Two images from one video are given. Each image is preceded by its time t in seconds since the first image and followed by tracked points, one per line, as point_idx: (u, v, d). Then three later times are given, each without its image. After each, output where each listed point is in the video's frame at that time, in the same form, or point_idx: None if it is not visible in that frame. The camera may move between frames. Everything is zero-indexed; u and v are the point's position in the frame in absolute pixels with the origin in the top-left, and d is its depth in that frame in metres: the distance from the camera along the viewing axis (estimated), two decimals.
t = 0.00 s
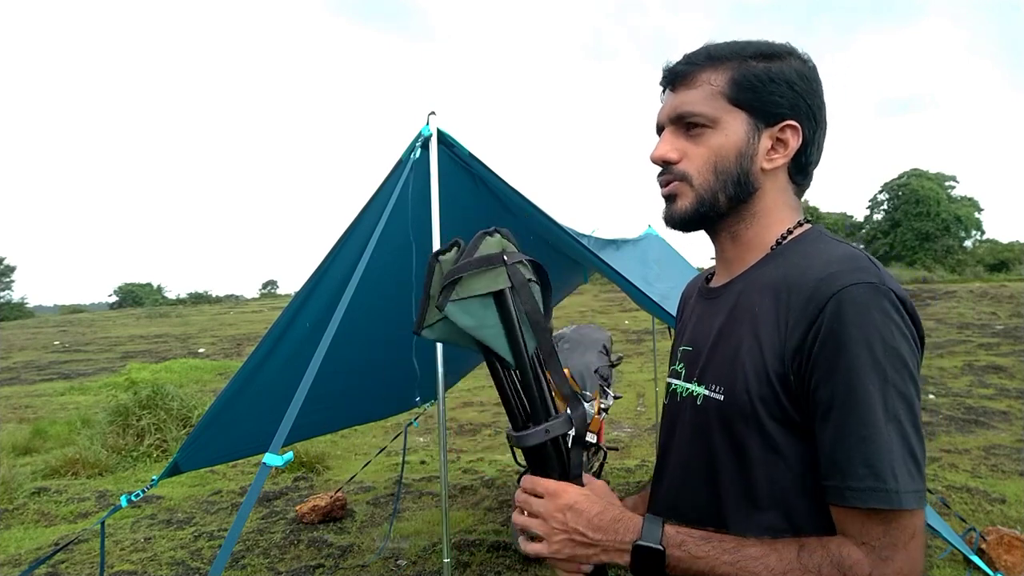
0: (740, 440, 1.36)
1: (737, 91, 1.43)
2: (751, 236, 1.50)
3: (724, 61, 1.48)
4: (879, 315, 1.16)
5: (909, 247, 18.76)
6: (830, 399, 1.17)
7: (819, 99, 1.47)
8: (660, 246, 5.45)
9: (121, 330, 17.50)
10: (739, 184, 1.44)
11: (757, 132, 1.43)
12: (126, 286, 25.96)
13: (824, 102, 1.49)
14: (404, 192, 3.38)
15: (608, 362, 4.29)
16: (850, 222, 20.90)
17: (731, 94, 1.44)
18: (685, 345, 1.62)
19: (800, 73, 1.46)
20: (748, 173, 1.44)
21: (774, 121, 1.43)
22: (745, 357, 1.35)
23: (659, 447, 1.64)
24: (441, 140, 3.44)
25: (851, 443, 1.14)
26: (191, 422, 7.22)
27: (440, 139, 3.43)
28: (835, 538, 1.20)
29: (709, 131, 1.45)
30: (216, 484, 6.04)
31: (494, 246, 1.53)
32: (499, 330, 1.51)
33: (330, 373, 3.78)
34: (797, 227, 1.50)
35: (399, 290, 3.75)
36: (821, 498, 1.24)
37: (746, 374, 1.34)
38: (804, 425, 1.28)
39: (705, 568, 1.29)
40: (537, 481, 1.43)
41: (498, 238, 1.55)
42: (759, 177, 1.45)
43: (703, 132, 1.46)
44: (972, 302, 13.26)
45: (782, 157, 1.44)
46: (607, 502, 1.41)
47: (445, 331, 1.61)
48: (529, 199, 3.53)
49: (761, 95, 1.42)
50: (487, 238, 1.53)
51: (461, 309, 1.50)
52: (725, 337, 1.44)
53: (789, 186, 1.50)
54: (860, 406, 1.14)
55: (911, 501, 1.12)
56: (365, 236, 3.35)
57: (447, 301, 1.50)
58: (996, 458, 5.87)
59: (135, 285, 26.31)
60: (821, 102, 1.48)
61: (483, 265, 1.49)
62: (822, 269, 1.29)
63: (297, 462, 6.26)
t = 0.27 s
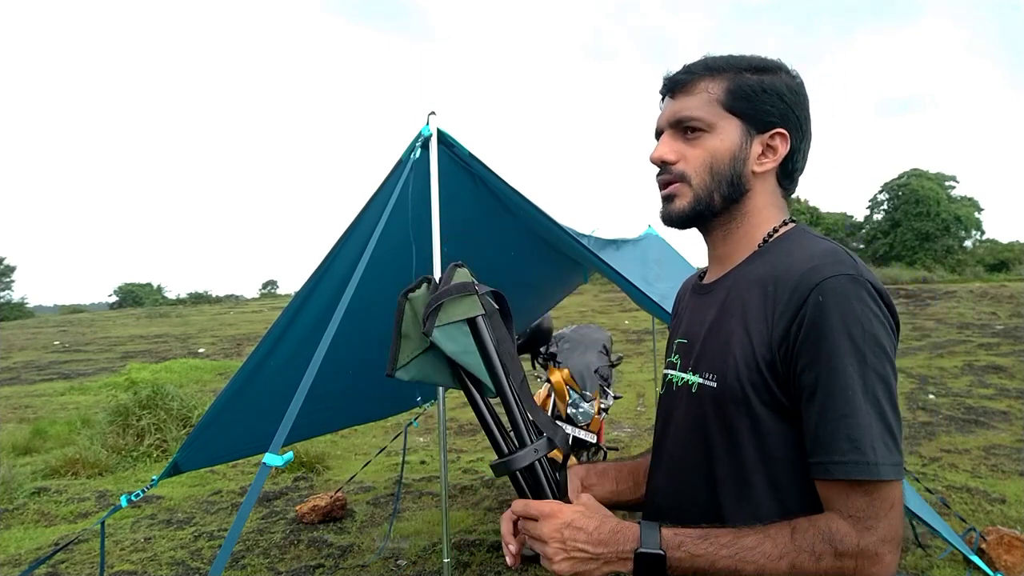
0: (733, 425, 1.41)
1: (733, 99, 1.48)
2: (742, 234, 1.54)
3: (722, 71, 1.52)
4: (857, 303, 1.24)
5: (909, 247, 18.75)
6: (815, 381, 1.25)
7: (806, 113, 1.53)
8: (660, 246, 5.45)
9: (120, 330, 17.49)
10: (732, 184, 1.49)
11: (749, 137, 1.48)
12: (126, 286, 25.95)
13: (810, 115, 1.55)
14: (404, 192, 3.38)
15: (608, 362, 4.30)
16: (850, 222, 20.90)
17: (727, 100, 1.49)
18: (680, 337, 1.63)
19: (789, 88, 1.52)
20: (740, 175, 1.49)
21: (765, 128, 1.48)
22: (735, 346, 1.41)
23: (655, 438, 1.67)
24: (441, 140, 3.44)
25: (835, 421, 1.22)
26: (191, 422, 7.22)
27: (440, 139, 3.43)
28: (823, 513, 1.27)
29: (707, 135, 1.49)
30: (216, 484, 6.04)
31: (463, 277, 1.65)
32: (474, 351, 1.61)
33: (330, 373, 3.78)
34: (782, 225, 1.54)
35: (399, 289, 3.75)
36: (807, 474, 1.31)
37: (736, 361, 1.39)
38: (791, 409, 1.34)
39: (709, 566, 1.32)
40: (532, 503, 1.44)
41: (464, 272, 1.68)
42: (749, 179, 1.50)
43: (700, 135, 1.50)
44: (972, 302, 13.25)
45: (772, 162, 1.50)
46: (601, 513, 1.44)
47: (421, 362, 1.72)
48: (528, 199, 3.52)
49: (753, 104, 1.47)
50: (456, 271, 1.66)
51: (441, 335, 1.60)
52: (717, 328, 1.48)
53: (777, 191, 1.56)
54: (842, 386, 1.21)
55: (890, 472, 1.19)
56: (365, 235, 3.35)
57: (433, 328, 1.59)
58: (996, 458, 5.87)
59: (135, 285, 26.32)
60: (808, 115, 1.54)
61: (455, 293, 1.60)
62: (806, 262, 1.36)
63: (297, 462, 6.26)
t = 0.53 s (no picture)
0: (730, 417, 1.42)
1: (728, 108, 1.49)
2: (737, 239, 1.54)
3: (716, 83, 1.53)
4: (851, 297, 1.26)
5: (909, 247, 18.76)
6: (808, 372, 1.26)
7: (798, 121, 1.54)
8: (660, 247, 5.45)
9: (121, 330, 17.50)
10: (727, 190, 1.49)
11: (743, 145, 1.49)
12: (126, 286, 25.96)
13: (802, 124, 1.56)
14: (404, 192, 3.38)
15: (608, 362, 4.30)
16: (850, 222, 20.92)
17: (721, 110, 1.49)
18: (678, 333, 1.62)
19: (781, 98, 1.53)
20: (735, 182, 1.50)
21: (758, 136, 1.49)
22: (732, 340, 1.42)
23: (653, 437, 1.67)
24: (441, 140, 3.44)
25: (827, 408, 1.23)
26: (191, 422, 7.22)
27: (440, 139, 3.43)
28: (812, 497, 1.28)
29: (702, 144, 1.50)
30: (216, 484, 6.04)
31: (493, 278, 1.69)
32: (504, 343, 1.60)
33: (330, 372, 3.78)
34: (775, 229, 1.54)
35: (399, 289, 3.75)
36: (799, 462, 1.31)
37: (735, 356, 1.40)
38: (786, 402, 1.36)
39: (705, 545, 1.31)
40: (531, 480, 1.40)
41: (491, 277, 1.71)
42: (744, 185, 1.51)
43: (696, 144, 1.51)
44: (972, 302, 13.26)
45: (765, 168, 1.50)
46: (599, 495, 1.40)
47: (441, 351, 1.62)
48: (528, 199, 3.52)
49: (746, 114, 1.48)
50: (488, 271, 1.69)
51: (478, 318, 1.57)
52: (715, 323, 1.49)
53: (771, 196, 1.56)
54: (834, 375, 1.23)
55: (879, 458, 1.21)
56: (365, 235, 3.35)
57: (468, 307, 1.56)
58: (996, 458, 5.87)
59: (135, 285, 26.35)
60: (800, 124, 1.55)
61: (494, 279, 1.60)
62: (802, 261, 1.38)
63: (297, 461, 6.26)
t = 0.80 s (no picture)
0: (734, 415, 1.41)
1: (728, 119, 1.49)
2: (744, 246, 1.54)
3: (714, 95, 1.53)
4: (856, 301, 1.27)
5: (909, 247, 18.77)
6: (813, 371, 1.26)
7: (796, 126, 1.54)
8: (660, 247, 5.45)
9: (121, 330, 17.50)
10: (732, 199, 1.50)
11: (745, 154, 1.49)
12: (126, 286, 25.98)
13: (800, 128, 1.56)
14: (404, 192, 3.38)
15: (608, 362, 4.30)
16: (850, 222, 20.94)
17: (722, 121, 1.50)
18: (682, 333, 1.62)
19: (778, 104, 1.53)
20: (739, 190, 1.50)
21: (759, 144, 1.49)
22: (738, 339, 1.42)
23: (653, 438, 1.67)
24: (441, 140, 3.44)
25: (829, 405, 1.23)
26: (191, 422, 7.23)
27: (440, 138, 3.43)
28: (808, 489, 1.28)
29: (705, 155, 1.50)
30: (216, 484, 6.04)
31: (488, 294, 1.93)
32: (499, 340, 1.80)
33: (330, 372, 3.78)
34: (782, 233, 1.55)
35: (399, 289, 3.75)
36: (800, 457, 1.31)
37: (740, 354, 1.41)
38: (789, 402, 1.36)
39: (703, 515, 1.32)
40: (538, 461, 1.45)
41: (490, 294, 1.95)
42: (748, 193, 1.51)
43: (700, 155, 1.51)
44: (972, 302, 13.26)
45: (768, 175, 1.50)
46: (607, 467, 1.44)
47: (454, 354, 1.84)
48: (528, 198, 3.53)
49: (746, 123, 1.48)
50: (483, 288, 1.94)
51: (473, 319, 1.81)
52: (720, 323, 1.49)
53: (774, 201, 1.57)
54: (837, 373, 1.23)
55: (877, 455, 1.21)
56: (365, 235, 3.35)
57: (464, 311, 1.81)
58: (996, 458, 5.87)
59: (135, 285, 26.34)
60: (798, 128, 1.55)
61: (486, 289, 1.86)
62: (808, 264, 1.38)
63: (297, 462, 6.26)
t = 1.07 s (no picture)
0: (739, 415, 1.42)
1: (717, 131, 1.49)
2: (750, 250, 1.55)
3: (699, 108, 1.53)
4: (862, 301, 1.28)
5: (909, 247, 18.78)
6: (822, 372, 1.27)
7: (787, 122, 1.53)
8: (660, 246, 5.45)
9: (121, 330, 17.51)
10: (732, 209, 1.51)
11: (738, 162, 1.49)
12: (126, 286, 25.98)
13: (791, 122, 1.55)
14: (404, 191, 3.38)
15: (607, 362, 4.30)
16: (850, 222, 20.95)
17: (711, 135, 1.50)
18: (687, 331, 1.62)
19: (764, 103, 1.51)
20: (737, 199, 1.51)
21: (750, 150, 1.49)
22: (744, 339, 1.42)
23: (657, 434, 1.68)
24: (440, 140, 3.44)
25: (843, 406, 1.24)
26: (191, 422, 7.23)
27: (440, 139, 3.42)
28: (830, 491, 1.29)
29: (698, 170, 1.51)
30: (216, 484, 6.04)
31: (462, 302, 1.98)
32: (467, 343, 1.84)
33: (331, 372, 3.78)
34: (787, 233, 1.55)
35: (400, 289, 3.75)
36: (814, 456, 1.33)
37: (744, 355, 1.41)
38: (797, 401, 1.36)
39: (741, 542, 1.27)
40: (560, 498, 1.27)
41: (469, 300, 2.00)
42: (746, 199, 1.52)
43: (693, 172, 1.52)
44: (972, 302, 13.26)
45: (764, 178, 1.51)
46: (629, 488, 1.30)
47: (439, 361, 1.95)
48: (528, 198, 3.52)
49: (735, 133, 1.48)
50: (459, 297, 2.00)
51: (440, 330, 1.90)
52: (725, 323, 1.49)
53: (775, 199, 1.57)
54: (848, 374, 1.24)
55: (889, 451, 1.23)
56: (365, 235, 3.35)
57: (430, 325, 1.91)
58: (996, 458, 5.87)
59: (135, 285, 26.35)
60: (789, 123, 1.54)
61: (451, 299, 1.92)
62: (812, 264, 1.39)
63: (297, 462, 6.26)
